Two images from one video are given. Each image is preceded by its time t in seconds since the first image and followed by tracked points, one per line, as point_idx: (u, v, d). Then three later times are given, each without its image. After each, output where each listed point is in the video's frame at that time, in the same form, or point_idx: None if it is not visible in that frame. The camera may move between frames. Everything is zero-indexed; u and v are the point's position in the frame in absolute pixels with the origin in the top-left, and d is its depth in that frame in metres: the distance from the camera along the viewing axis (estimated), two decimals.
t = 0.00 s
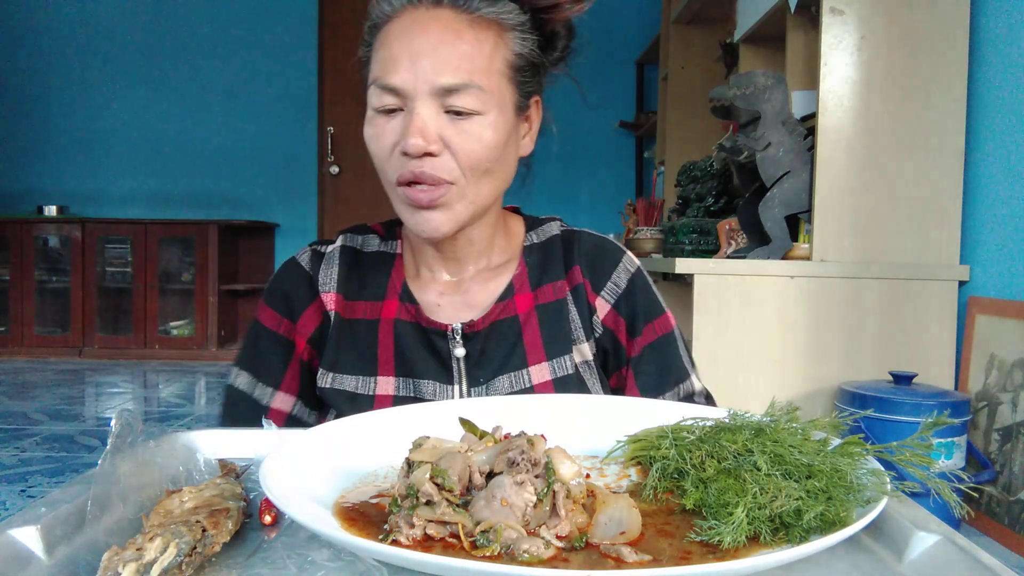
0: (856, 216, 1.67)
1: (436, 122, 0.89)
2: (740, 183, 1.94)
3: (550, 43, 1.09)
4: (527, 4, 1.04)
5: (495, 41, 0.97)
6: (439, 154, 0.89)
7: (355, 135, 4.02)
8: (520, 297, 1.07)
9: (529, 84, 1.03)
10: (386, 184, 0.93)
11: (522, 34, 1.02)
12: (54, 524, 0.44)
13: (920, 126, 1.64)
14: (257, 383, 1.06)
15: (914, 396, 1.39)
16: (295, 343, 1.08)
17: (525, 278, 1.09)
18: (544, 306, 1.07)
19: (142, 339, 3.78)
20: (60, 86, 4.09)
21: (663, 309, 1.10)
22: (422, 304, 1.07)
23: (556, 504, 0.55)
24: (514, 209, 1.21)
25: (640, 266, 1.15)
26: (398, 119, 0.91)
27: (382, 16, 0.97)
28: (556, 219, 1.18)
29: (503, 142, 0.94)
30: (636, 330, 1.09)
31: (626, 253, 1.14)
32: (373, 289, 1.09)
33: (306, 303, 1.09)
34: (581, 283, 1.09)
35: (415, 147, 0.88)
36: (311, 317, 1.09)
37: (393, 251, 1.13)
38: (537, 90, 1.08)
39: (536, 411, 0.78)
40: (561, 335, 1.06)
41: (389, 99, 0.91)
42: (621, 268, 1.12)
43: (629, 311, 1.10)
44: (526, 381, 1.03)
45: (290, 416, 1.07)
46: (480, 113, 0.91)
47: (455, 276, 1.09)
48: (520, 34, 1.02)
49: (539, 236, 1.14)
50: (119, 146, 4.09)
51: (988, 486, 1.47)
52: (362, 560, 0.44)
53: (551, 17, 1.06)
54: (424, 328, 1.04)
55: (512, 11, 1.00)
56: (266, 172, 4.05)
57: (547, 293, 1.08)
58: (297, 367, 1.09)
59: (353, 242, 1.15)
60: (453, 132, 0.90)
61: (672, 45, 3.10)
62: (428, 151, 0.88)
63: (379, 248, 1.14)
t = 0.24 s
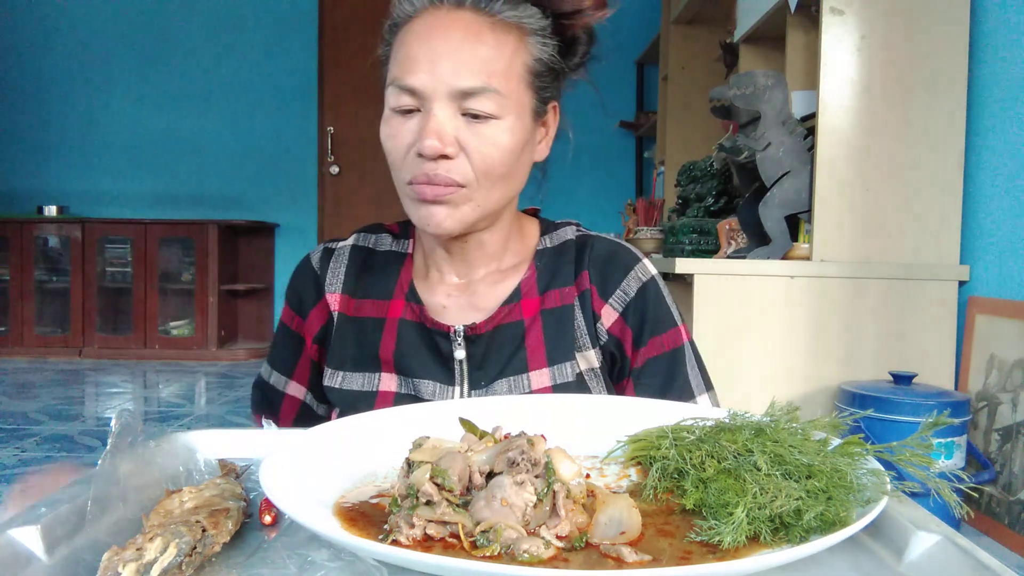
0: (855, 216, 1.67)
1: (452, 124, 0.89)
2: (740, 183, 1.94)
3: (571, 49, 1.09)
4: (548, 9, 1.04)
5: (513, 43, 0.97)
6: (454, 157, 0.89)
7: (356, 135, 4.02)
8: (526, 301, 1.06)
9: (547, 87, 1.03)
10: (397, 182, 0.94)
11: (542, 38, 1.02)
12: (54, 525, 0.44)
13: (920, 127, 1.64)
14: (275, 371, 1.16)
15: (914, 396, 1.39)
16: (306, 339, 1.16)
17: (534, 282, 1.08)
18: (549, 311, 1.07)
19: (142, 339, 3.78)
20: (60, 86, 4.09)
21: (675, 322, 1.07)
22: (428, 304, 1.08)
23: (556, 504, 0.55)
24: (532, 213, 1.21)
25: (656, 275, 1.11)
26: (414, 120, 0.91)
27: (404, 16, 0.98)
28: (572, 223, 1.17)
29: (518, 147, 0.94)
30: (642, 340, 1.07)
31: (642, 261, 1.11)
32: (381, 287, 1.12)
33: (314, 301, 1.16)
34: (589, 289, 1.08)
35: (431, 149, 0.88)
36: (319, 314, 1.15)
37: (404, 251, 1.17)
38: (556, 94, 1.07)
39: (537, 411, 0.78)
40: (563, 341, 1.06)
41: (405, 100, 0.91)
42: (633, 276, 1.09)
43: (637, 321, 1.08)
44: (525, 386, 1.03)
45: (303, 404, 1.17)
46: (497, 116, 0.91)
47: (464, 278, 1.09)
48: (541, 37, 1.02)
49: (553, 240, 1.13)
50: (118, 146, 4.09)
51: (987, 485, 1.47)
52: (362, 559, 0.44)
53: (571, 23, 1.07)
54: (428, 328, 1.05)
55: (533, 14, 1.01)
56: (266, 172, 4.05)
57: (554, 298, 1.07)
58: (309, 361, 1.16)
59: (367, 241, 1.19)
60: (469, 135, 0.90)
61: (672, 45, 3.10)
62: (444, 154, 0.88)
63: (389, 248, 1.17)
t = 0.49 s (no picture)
0: (855, 216, 1.67)
1: (462, 132, 0.90)
2: (740, 183, 1.94)
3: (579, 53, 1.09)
4: (557, 14, 1.04)
5: (523, 52, 0.97)
6: (463, 165, 0.90)
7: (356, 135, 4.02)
8: (522, 303, 1.07)
9: (555, 93, 1.04)
10: (406, 186, 0.96)
11: (552, 44, 1.02)
12: (55, 524, 0.44)
13: (920, 127, 1.64)
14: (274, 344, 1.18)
15: (914, 396, 1.39)
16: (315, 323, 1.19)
17: (531, 285, 1.09)
18: (543, 314, 1.07)
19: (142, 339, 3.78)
20: (59, 86, 4.09)
21: (662, 343, 1.04)
22: (431, 298, 1.11)
23: (556, 504, 0.55)
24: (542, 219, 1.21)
25: (653, 290, 1.09)
26: (424, 128, 0.91)
27: (413, 21, 0.99)
28: (580, 231, 1.17)
29: (525, 155, 0.94)
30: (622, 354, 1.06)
31: (642, 275, 1.10)
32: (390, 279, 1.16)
33: (326, 285, 1.19)
34: (581, 296, 1.08)
35: (440, 158, 0.89)
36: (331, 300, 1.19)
37: (415, 246, 1.19)
38: (564, 99, 1.08)
39: (537, 411, 0.78)
40: (552, 345, 1.06)
41: (415, 107, 0.91)
42: (627, 288, 1.08)
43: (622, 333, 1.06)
44: (512, 385, 1.04)
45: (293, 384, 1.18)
46: (506, 126, 0.92)
47: (465, 275, 1.11)
48: (550, 42, 1.02)
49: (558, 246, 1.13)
50: (118, 146, 4.09)
51: (987, 486, 1.47)
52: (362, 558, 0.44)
53: (580, 28, 1.07)
54: (428, 322, 1.07)
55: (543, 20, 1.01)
56: (267, 172, 4.05)
57: (549, 301, 1.08)
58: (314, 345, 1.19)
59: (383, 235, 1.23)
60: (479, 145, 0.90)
61: (673, 45, 3.10)
62: (454, 162, 0.89)
63: (403, 243, 1.20)
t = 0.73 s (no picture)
0: (855, 215, 1.67)
1: (475, 137, 0.89)
2: (740, 183, 1.94)
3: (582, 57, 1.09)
4: (561, 19, 1.05)
5: (532, 57, 0.97)
6: (477, 169, 0.90)
7: (356, 135, 4.01)
8: (540, 302, 1.10)
9: (561, 98, 1.04)
10: (418, 192, 0.95)
11: (558, 49, 1.02)
12: (54, 525, 0.44)
13: (920, 127, 1.64)
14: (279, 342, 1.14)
15: (914, 396, 1.39)
16: (327, 333, 1.14)
17: (546, 284, 1.11)
18: (562, 312, 1.10)
19: (142, 339, 3.78)
20: (59, 86, 4.08)
21: (670, 336, 1.09)
22: (447, 302, 1.11)
23: (556, 504, 0.55)
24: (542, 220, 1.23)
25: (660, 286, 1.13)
26: (436, 132, 0.90)
27: (420, 27, 0.97)
28: (582, 231, 1.19)
29: (534, 159, 0.95)
30: (637, 349, 1.10)
31: (648, 272, 1.14)
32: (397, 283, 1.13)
33: (334, 294, 1.14)
34: (595, 293, 1.11)
35: (456, 163, 0.88)
36: (342, 309, 1.14)
37: (419, 250, 1.17)
38: (568, 103, 1.08)
39: (537, 411, 0.78)
40: (575, 342, 1.09)
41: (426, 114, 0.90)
42: (637, 284, 1.12)
43: (635, 328, 1.11)
44: (540, 383, 1.07)
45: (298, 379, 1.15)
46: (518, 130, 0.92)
47: (479, 278, 1.12)
48: (556, 47, 1.02)
49: (563, 245, 1.15)
50: (119, 147, 4.09)
51: (987, 485, 1.47)
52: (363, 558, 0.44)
53: (583, 32, 1.08)
54: (448, 324, 1.08)
55: (548, 25, 1.01)
56: (266, 172, 4.05)
57: (566, 299, 1.11)
58: (327, 357, 1.15)
59: (382, 239, 1.19)
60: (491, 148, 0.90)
61: (672, 45, 3.10)
62: (468, 167, 0.89)
63: (406, 247, 1.18)
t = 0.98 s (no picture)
0: (855, 215, 1.67)
1: (488, 146, 0.90)
2: (740, 183, 1.94)
3: (581, 58, 1.09)
4: (562, 22, 1.05)
5: (539, 63, 0.97)
6: (490, 178, 0.91)
7: (356, 135, 4.01)
8: (546, 302, 1.10)
9: (566, 100, 1.05)
10: (430, 203, 0.96)
11: (562, 52, 1.02)
12: (54, 524, 0.44)
13: (920, 127, 1.64)
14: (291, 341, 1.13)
15: (914, 396, 1.39)
16: (338, 336, 1.14)
17: (552, 284, 1.11)
18: (568, 312, 1.10)
19: (142, 339, 3.78)
20: (59, 86, 4.09)
21: (674, 337, 1.09)
22: (454, 302, 1.11)
23: (556, 504, 0.55)
24: (544, 222, 1.23)
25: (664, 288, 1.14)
26: (449, 143, 0.91)
27: (425, 35, 0.96)
28: (585, 233, 1.20)
29: (544, 165, 0.96)
30: (643, 350, 1.10)
31: (652, 274, 1.15)
32: (403, 286, 1.14)
33: (343, 297, 1.14)
34: (601, 294, 1.12)
35: (470, 172, 0.89)
36: (350, 310, 1.14)
37: (425, 252, 1.17)
38: (571, 103, 1.09)
39: (536, 411, 0.78)
40: (582, 343, 1.09)
41: (438, 125, 0.90)
42: (642, 286, 1.13)
43: (640, 329, 1.11)
44: (546, 383, 1.06)
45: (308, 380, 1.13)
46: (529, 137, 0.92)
47: (483, 278, 1.13)
48: (560, 53, 1.02)
49: (568, 247, 1.16)
50: (119, 147, 4.10)
51: (987, 485, 1.47)
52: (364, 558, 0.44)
53: (581, 33, 1.08)
54: (455, 324, 1.08)
55: (552, 30, 1.01)
56: (266, 172, 4.06)
57: (572, 300, 1.11)
58: (340, 360, 1.14)
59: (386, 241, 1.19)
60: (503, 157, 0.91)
61: (672, 45, 3.10)
62: (482, 176, 0.90)
63: (412, 248, 1.18)
